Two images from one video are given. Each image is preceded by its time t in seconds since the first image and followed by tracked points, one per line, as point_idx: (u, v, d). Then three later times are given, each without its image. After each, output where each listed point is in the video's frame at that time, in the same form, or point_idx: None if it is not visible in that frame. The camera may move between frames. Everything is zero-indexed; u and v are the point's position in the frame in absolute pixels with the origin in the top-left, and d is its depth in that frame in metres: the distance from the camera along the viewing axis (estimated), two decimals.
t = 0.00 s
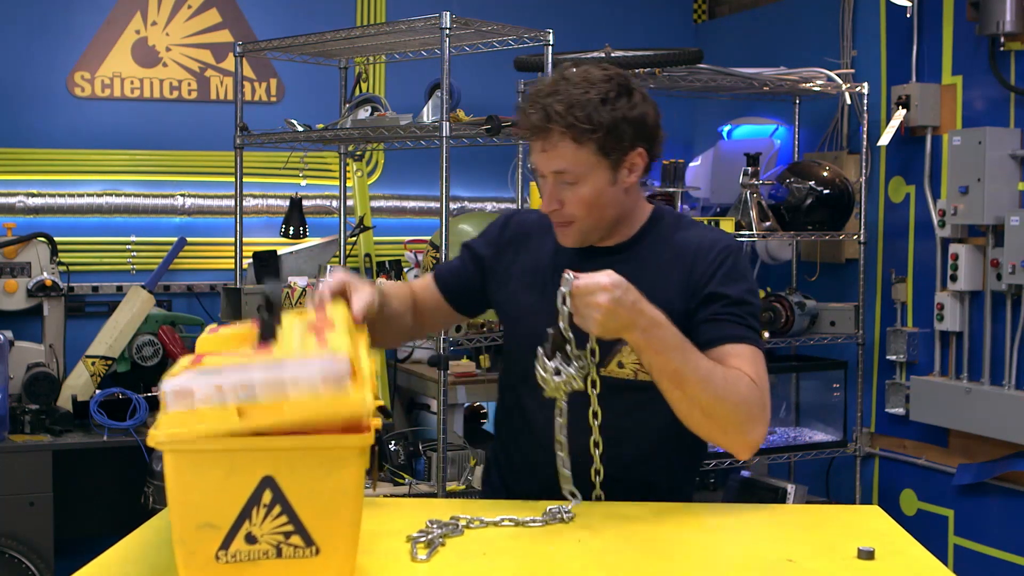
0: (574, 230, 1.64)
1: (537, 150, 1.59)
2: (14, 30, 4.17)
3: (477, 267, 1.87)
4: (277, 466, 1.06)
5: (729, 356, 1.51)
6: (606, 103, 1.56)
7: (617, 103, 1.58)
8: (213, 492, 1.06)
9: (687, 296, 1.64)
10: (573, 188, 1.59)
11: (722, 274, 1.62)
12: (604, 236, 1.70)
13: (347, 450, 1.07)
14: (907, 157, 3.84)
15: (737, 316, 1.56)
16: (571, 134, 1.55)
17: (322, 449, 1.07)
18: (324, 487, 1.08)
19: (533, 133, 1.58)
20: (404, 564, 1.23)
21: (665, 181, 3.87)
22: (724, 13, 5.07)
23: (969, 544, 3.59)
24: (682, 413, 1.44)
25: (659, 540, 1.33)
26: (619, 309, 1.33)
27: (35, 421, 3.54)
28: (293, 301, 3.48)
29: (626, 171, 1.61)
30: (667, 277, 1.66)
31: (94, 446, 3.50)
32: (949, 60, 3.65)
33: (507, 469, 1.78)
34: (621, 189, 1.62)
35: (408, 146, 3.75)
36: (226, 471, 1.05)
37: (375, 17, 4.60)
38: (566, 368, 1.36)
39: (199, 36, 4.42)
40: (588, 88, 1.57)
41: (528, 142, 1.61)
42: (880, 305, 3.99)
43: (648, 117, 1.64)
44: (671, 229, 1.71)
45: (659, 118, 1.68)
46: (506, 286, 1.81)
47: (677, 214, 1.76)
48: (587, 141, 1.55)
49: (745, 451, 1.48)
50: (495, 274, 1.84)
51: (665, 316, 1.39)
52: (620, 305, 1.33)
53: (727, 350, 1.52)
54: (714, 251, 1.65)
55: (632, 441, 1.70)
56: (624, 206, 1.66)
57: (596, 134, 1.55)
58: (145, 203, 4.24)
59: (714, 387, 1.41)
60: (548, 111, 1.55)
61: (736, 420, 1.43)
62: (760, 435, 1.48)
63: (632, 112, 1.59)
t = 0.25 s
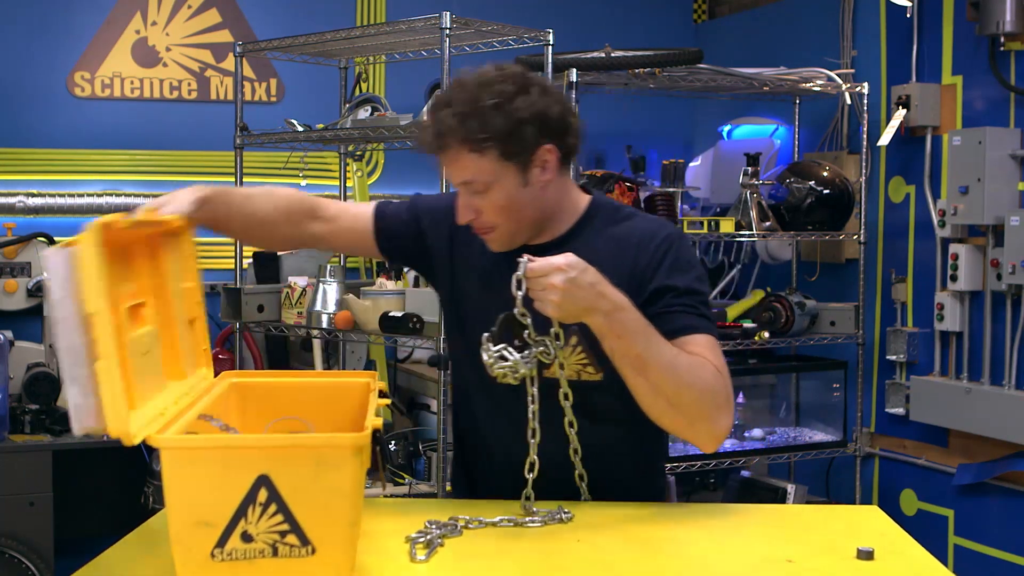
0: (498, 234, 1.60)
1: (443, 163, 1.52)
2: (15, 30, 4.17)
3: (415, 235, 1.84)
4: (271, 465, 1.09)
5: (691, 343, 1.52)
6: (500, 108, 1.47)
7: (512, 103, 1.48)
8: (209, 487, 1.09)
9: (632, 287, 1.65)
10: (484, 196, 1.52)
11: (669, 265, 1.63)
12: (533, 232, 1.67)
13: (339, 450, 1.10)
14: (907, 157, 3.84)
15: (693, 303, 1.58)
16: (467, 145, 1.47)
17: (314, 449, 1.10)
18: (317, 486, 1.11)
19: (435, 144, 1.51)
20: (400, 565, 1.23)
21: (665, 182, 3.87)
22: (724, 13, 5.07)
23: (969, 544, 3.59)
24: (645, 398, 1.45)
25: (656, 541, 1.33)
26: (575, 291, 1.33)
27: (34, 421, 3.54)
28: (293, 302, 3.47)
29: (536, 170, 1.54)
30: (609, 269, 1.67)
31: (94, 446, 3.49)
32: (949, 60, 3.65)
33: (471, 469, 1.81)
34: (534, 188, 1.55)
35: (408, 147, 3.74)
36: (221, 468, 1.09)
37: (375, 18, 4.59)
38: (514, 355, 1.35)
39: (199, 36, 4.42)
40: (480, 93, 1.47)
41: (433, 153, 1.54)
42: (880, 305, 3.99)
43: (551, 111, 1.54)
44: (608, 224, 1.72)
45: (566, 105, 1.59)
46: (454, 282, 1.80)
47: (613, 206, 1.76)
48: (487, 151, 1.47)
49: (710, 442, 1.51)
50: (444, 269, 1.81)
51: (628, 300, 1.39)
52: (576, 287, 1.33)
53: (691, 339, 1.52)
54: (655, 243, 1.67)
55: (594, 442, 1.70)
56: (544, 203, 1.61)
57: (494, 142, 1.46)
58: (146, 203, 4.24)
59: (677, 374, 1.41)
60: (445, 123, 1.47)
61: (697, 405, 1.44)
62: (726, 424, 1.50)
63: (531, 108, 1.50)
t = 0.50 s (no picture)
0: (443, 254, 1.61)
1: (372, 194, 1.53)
2: (15, 30, 4.17)
3: (369, 262, 1.88)
4: (262, 468, 1.10)
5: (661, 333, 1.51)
6: (412, 136, 1.45)
7: (426, 128, 1.46)
8: (201, 488, 1.10)
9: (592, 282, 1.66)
10: (417, 221, 1.53)
11: (626, 258, 1.64)
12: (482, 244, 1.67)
13: (331, 455, 1.10)
14: (907, 157, 3.84)
15: (655, 292, 1.57)
16: (387, 178, 1.47)
17: (305, 451, 1.10)
18: (310, 489, 1.11)
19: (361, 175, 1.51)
20: (400, 565, 1.23)
21: (665, 182, 3.87)
22: (724, 13, 5.07)
23: (969, 544, 3.59)
24: (618, 392, 1.44)
25: (655, 541, 1.33)
26: (534, 287, 1.33)
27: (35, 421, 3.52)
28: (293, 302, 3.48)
29: (464, 188, 1.53)
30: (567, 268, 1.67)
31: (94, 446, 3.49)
32: (949, 60, 3.65)
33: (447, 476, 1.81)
34: (467, 205, 1.55)
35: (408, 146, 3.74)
36: (212, 468, 1.09)
37: (375, 17, 4.59)
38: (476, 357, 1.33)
39: (199, 36, 4.42)
40: (390, 124, 1.46)
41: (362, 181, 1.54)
42: (880, 305, 3.99)
43: (470, 127, 1.51)
44: (560, 222, 1.72)
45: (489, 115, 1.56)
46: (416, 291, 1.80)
47: (563, 202, 1.75)
48: (408, 181, 1.47)
49: (688, 432, 1.49)
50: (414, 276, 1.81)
51: (592, 293, 1.39)
52: (536, 282, 1.33)
53: (660, 329, 1.51)
54: (607, 235, 1.68)
55: (571, 446, 1.69)
56: (482, 217, 1.60)
57: (411, 172, 1.46)
58: (145, 203, 4.24)
59: (646, 364, 1.40)
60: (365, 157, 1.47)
61: (670, 394, 1.43)
62: (703, 412, 1.49)
63: (447, 128, 1.47)
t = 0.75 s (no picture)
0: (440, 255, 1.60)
1: (368, 193, 1.51)
2: (16, 30, 4.17)
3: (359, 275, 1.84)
4: (255, 466, 1.10)
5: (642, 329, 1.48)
6: (414, 134, 1.44)
7: (428, 126, 1.45)
8: (194, 486, 1.11)
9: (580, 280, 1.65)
10: (416, 220, 1.52)
11: (611, 255, 1.63)
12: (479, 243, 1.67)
13: (322, 454, 1.10)
14: (907, 157, 3.84)
15: (639, 290, 1.57)
16: (388, 178, 1.46)
17: (299, 451, 1.10)
18: (301, 489, 1.10)
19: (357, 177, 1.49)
20: (400, 565, 1.23)
21: (665, 182, 3.87)
22: (724, 13, 5.07)
23: (969, 544, 3.59)
24: (597, 385, 1.40)
25: (656, 541, 1.33)
26: (513, 274, 1.30)
27: (35, 421, 3.54)
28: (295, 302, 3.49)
29: (463, 186, 1.53)
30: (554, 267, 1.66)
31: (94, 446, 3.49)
32: (949, 60, 3.65)
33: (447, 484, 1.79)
34: (466, 202, 1.55)
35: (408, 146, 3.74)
36: (207, 466, 1.10)
37: (375, 17, 4.59)
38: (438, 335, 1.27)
39: (198, 36, 4.42)
40: (390, 122, 1.45)
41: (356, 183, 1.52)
42: (880, 305, 3.99)
43: (468, 124, 1.51)
44: (548, 220, 1.72)
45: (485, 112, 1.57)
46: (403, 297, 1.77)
47: (554, 200, 1.75)
48: (410, 180, 1.45)
49: (668, 430, 1.45)
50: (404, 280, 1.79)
51: (572, 283, 1.36)
52: (516, 267, 1.30)
53: (641, 326, 1.50)
54: (595, 233, 1.67)
55: (563, 444, 1.68)
56: (478, 215, 1.61)
57: (414, 170, 1.45)
58: (146, 203, 4.24)
59: (626, 356, 1.37)
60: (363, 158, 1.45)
61: (651, 390, 1.39)
62: (685, 411, 1.45)
63: (449, 125, 1.47)
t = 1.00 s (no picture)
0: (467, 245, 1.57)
1: (400, 175, 1.47)
2: (17, 30, 4.17)
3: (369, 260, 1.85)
4: (250, 468, 1.10)
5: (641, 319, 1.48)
6: (456, 111, 1.44)
7: (468, 105, 1.45)
8: (190, 487, 1.11)
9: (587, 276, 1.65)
10: (449, 203, 1.50)
11: (619, 251, 1.63)
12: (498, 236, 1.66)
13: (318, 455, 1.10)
14: (907, 157, 3.84)
15: (643, 283, 1.56)
16: (430, 156, 1.43)
17: (294, 452, 1.10)
18: (297, 490, 1.10)
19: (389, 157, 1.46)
20: (401, 565, 1.23)
21: (665, 182, 3.87)
22: (724, 13, 5.07)
23: (969, 544, 3.59)
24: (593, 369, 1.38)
25: (656, 541, 1.33)
26: (508, 259, 1.30)
27: (35, 421, 3.50)
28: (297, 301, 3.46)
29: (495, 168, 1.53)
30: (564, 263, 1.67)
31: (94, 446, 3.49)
32: (949, 60, 3.65)
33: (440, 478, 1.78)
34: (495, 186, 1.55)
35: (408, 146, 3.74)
36: (202, 468, 1.10)
37: (375, 17, 4.59)
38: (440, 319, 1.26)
39: (198, 36, 4.42)
40: (431, 100, 1.43)
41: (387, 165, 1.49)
42: (880, 305, 3.99)
43: (501, 108, 1.51)
44: (561, 218, 1.71)
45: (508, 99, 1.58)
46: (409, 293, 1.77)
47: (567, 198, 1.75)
48: (452, 158, 1.44)
49: (667, 417, 1.44)
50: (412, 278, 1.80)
51: (569, 269, 1.35)
52: (511, 253, 1.29)
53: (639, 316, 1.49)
54: (603, 232, 1.67)
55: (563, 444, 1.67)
56: (504, 201, 1.61)
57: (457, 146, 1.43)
58: (146, 203, 4.24)
59: (624, 341, 1.36)
60: (400, 136, 1.43)
61: (650, 374, 1.38)
62: (684, 397, 1.44)
63: (489, 108, 1.47)
